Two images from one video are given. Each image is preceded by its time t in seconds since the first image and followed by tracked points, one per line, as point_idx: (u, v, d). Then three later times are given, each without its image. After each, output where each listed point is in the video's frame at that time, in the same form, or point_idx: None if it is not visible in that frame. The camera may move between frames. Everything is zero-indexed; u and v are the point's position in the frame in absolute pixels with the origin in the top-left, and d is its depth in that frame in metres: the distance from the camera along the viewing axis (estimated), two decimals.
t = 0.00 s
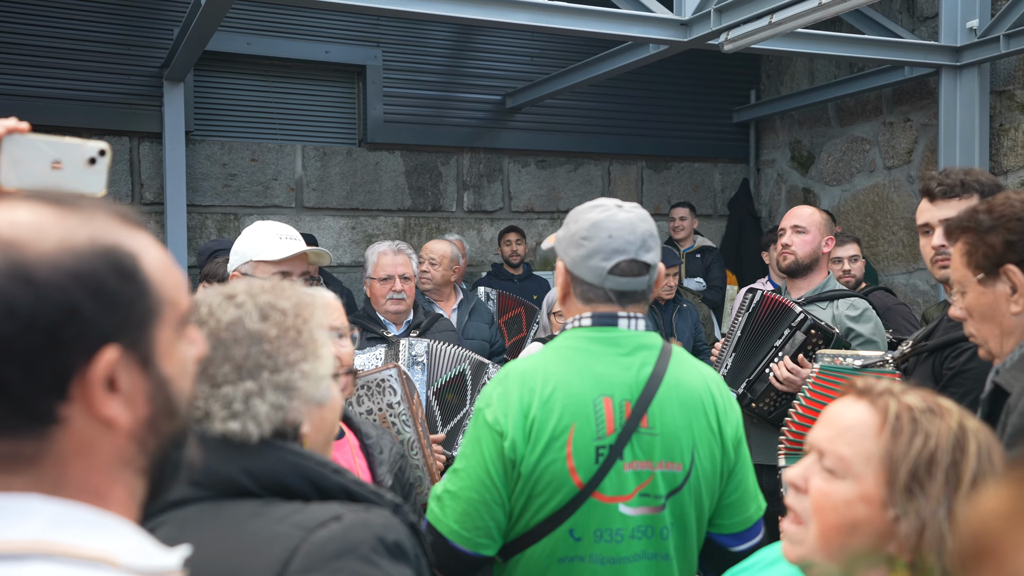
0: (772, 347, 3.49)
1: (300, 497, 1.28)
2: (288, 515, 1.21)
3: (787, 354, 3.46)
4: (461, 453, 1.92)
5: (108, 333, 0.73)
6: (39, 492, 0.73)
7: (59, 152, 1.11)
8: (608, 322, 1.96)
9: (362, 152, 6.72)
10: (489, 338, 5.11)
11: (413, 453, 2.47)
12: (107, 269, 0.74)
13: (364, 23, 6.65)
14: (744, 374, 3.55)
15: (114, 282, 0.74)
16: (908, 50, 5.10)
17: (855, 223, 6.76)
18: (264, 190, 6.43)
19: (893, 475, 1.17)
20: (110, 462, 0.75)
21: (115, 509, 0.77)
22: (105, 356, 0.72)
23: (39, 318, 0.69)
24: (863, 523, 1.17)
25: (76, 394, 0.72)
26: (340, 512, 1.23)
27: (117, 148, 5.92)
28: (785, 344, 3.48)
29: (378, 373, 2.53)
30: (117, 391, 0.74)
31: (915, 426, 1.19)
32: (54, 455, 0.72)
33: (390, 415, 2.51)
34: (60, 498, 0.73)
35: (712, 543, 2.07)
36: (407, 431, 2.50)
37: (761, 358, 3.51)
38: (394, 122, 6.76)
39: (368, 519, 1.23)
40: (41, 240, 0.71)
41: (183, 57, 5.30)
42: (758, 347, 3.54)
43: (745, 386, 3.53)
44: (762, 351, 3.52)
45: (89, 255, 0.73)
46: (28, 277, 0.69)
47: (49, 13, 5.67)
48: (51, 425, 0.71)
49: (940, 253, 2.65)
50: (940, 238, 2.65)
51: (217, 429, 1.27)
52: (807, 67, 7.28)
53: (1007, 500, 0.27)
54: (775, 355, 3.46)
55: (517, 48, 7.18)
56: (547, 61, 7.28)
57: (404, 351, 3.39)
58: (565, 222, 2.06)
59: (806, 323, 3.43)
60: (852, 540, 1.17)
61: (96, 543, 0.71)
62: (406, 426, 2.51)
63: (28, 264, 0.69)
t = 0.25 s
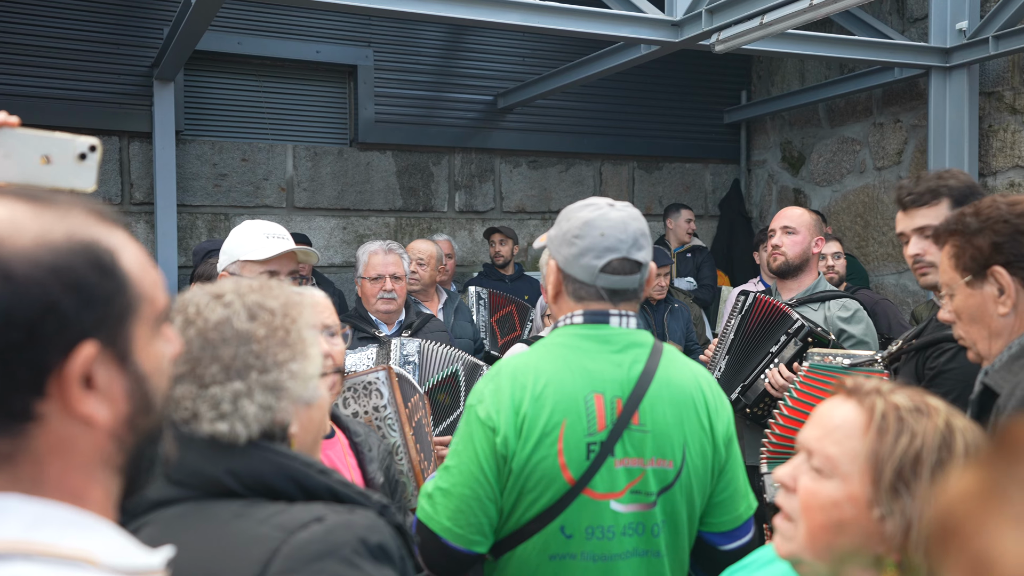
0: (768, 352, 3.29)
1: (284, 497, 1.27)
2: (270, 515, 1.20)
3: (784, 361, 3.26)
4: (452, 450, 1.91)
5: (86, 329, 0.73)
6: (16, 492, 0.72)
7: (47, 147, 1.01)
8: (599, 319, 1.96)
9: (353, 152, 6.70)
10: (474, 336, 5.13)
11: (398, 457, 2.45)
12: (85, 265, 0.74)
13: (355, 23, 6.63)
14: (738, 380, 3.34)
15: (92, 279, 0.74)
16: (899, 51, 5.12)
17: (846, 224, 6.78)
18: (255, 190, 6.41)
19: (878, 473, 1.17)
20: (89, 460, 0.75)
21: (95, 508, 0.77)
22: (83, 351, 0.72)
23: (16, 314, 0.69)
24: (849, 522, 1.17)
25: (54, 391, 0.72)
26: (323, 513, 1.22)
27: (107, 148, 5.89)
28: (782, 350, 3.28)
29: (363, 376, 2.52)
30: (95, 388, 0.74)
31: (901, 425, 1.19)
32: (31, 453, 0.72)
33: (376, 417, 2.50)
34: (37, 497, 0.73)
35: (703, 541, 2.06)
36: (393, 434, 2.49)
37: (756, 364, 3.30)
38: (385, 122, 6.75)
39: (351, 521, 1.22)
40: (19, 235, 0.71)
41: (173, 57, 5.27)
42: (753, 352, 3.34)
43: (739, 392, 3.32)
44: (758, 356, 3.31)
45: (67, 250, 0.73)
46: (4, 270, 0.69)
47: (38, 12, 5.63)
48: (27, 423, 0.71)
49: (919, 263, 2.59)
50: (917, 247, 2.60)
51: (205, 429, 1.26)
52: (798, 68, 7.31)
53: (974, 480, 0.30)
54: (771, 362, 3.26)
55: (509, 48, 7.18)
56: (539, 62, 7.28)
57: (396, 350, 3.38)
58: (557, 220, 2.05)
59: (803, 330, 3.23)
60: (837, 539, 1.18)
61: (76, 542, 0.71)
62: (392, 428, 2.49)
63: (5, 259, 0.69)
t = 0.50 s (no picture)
0: (761, 353, 3.25)
1: (275, 499, 1.26)
2: (262, 516, 1.19)
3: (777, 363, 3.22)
4: (442, 449, 1.90)
5: (135, 334, 0.71)
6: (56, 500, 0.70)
7: (30, 146, 0.95)
8: (590, 319, 1.96)
9: (343, 152, 6.68)
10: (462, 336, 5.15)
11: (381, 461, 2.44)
12: (136, 268, 0.72)
13: (345, 22, 6.61)
14: (731, 379, 3.30)
15: (142, 283, 0.72)
16: (887, 52, 5.14)
17: (835, 224, 6.81)
18: (244, 190, 6.39)
19: (869, 473, 1.17)
20: (129, 468, 0.74)
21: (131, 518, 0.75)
22: (132, 357, 0.71)
23: (71, 318, 0.67)
24: (840, 522, 1.18)
25: (101, 395, 0.70)
26: (314, 514, 1.21)
27: (95, 147, 5.85)
28: (776, 351, 3.23)
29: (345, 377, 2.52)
30: (139, 393, 0.72)
31: (892, 425, 1.19)
32: (73, 459, 0.70)
33: (360, 419, 2.49)
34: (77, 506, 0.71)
35: (694, 540, 2.06)
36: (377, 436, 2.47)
37: (749, 365, 3.25)
38: (375, 122, 6.73)
39: (342, 522, 1.22)
40: (71, 236, 0.69)
41: (161, 56, 5.24)
42: (746, 353, 3.30)
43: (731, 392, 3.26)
44: (751, 357, 3.26)
45: (118, 253, 0.71)
46: (57, 273, 0.67)
47: (26, 11, 5.59)
48: (72, 428, 0.69)
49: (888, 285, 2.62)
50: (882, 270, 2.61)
51: (198, 432, 1.25)
52: (787, 69, 7.33)
53: (947, 477, 0.42)
54: (764, 362, 3.22)
55: (499, 48, 7.17)
56: (529, 62, 7.28)
57: (385, 351, 3.39)
58: (546, 221, 2.05)
59: (797, 332, 3.20)
60: (827, 538, 1.18)
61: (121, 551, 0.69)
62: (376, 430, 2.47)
63: (59, 260, 0.67)
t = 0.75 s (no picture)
0: (753, 354, 3.26)
1: (269, 501, 1.26)
2: (257, 519, 1.19)
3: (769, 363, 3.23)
4: (434, 448, 1.90)
5: (205, 331, 0.70)
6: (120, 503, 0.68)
7: (13, 150, 0.88)
8: (582, 320, 1.96)
9: (333, 152, 6.66)
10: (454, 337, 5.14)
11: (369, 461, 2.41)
12: (207, 267, 0.71)
13: (335, 22, 6.60)
14: (723, 379, 3.29)
15: (211, 281, 0.71)
16: (876, 54, 5.17)
17: (824, 225, 6.84)
18: (234, 190, 6.36)
19: (865, 474, 1.18)
20: (187, 470, 0.72)
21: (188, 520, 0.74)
22: (202, 354, 0.70)
23: (152, 315, 0.66)
24: (836, 522, 1.18)
25: (170, 394, 0.69)
26: (310, 516, 1.21)
27: (83, 147, 5.81)
28: (768, 352, 3.24)
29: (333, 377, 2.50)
30: (204, 394, 0.71)
31: (886, 425, 1.20)
32: (138, 460, 0.68)
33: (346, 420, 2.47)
34: (141, 508, 0.69)
35: (685, 539, 2.07)
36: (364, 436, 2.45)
37: (742, 365, 3.26)
38: (366, 122, 6.71)
39: (338, 523, 1.21)
40: (148, 233, 0.68)
41: (151, 56, 5.21)
42: (737, 353, 3.30)
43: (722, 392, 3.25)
44: (742, 357, 3.28)
45: (193, 250, 0.70)
46: (140, 270, 0.65)
47: (12, 10, 5.56)
48: (139, 428, 0.67)
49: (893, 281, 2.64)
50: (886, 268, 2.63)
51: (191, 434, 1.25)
52: (777, 70, 7.36)
53: (922, 496, 0.42)
54: (756, 362, 3.23)
55: (488, 49, 7.16)
56: (519, 62, 7.28)
57: (375, 351, 3.38)
58: (537, 222, 2.05)
59: (790, 333, 3.23)
60: (824, 538, 1.19)
61: (188, 556, 0.68)
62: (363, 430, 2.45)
63: (139, 256, 0.65)
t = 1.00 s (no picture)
0: (754, 359, 3.25)
1: (270, 502, 1.27)
2: (259, 520, 1.19)
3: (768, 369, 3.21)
4: (434, 453, 1.90)
5: (263, 335, 0.70)
6: (180, 508, 0.68)
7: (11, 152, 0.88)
8: (581, 322, 1.96)
9: (331, 152, 6.65)
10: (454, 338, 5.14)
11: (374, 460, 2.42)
12: (267, 269, 0.71)
13: (332, 22, 6.59)
14: (722, 384, 3.30)
15: (271, 282, 0.71)
16: (873, 54, 5.17)
17: (821, 225, 6.85)
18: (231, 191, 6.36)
19: (868, 475, 1.18)
20: (239, 475, 0.72)
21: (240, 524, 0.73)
22: (261, 359, 0.70)
23: (217, 317, 0.65)
24: (839, 523, 1.18)
25: (229, 398, 0.69)
26: (311, 518, 1.21)
27: (80, 147, 5.80)
28: (769, 357, 3.23)
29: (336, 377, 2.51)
30: (259, 398, 0.71)
31: (889, 427, 1.21)
32: (197, 465, 0.68)
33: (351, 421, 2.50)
34: (200, 514, 0.69)
35: (685, 541, 2.07)
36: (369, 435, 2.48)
37: (742, 371, 3.25)
38: (363, 122, 6.71)
39: (339, 525, 1.21)
40: (213, 232, 0.67)
41: (148, 56, 5.20)
42: (738, 357, 3.30)
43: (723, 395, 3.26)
44: (743, 362, 3.27)
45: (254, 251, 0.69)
46: (206, 271, 0.65)
47: (9, 10, 5.55)
48: (200, 432, 0.67)
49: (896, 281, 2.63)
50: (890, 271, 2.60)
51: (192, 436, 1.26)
52: (774, 70, 7.37)
53: (931, 489, 0.42)
54: (756, 368, 3.22)
55: (486, 49, 7.16)
56: (516, 63, 7.28)
57: (374, 352, 3.38)
58: (536, 224, 2.05)
59: (790, 338, 3.20)
60: (826, 539, 1.19)
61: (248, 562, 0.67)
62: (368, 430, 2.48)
63: (205, 257, 0.65)
